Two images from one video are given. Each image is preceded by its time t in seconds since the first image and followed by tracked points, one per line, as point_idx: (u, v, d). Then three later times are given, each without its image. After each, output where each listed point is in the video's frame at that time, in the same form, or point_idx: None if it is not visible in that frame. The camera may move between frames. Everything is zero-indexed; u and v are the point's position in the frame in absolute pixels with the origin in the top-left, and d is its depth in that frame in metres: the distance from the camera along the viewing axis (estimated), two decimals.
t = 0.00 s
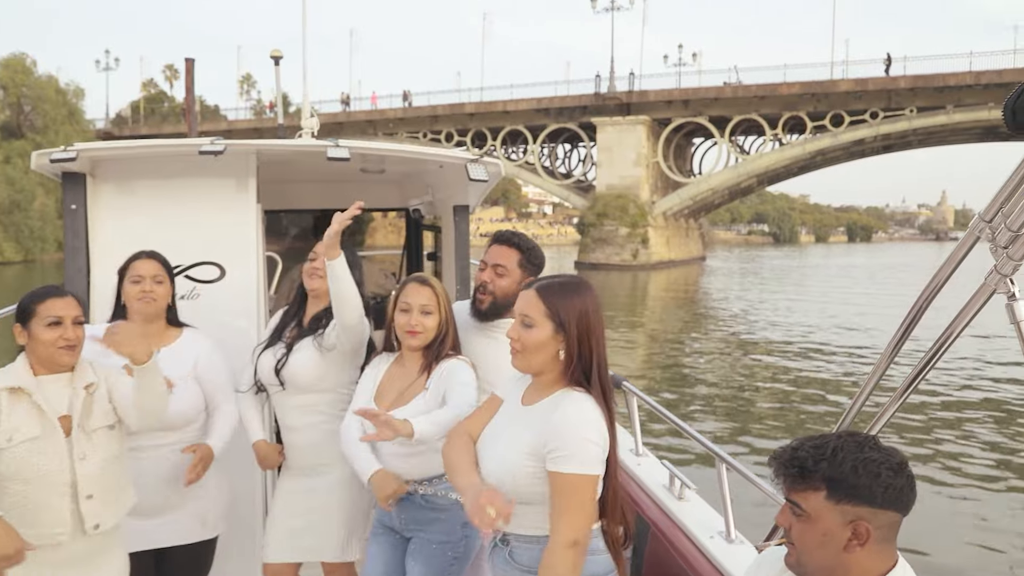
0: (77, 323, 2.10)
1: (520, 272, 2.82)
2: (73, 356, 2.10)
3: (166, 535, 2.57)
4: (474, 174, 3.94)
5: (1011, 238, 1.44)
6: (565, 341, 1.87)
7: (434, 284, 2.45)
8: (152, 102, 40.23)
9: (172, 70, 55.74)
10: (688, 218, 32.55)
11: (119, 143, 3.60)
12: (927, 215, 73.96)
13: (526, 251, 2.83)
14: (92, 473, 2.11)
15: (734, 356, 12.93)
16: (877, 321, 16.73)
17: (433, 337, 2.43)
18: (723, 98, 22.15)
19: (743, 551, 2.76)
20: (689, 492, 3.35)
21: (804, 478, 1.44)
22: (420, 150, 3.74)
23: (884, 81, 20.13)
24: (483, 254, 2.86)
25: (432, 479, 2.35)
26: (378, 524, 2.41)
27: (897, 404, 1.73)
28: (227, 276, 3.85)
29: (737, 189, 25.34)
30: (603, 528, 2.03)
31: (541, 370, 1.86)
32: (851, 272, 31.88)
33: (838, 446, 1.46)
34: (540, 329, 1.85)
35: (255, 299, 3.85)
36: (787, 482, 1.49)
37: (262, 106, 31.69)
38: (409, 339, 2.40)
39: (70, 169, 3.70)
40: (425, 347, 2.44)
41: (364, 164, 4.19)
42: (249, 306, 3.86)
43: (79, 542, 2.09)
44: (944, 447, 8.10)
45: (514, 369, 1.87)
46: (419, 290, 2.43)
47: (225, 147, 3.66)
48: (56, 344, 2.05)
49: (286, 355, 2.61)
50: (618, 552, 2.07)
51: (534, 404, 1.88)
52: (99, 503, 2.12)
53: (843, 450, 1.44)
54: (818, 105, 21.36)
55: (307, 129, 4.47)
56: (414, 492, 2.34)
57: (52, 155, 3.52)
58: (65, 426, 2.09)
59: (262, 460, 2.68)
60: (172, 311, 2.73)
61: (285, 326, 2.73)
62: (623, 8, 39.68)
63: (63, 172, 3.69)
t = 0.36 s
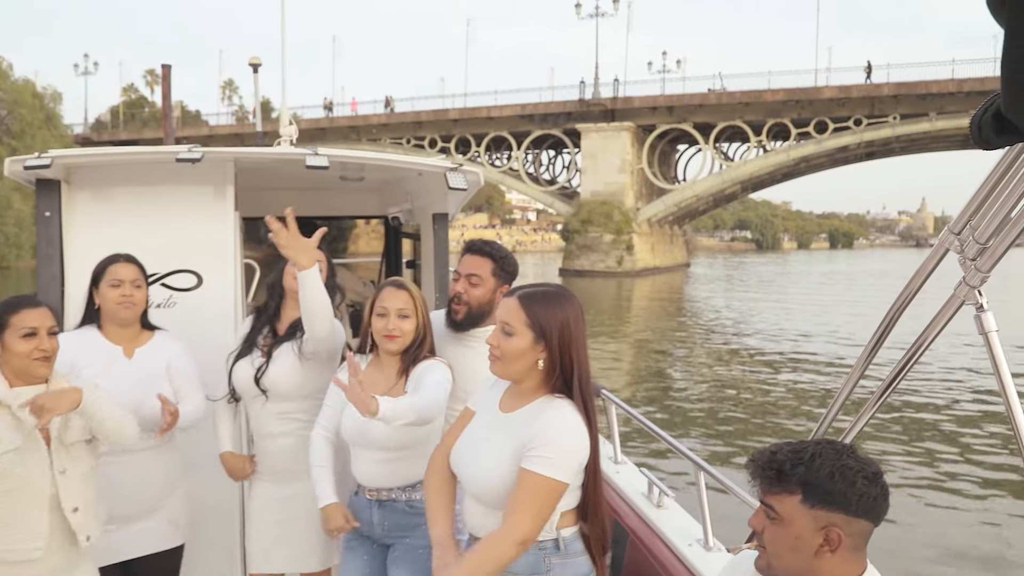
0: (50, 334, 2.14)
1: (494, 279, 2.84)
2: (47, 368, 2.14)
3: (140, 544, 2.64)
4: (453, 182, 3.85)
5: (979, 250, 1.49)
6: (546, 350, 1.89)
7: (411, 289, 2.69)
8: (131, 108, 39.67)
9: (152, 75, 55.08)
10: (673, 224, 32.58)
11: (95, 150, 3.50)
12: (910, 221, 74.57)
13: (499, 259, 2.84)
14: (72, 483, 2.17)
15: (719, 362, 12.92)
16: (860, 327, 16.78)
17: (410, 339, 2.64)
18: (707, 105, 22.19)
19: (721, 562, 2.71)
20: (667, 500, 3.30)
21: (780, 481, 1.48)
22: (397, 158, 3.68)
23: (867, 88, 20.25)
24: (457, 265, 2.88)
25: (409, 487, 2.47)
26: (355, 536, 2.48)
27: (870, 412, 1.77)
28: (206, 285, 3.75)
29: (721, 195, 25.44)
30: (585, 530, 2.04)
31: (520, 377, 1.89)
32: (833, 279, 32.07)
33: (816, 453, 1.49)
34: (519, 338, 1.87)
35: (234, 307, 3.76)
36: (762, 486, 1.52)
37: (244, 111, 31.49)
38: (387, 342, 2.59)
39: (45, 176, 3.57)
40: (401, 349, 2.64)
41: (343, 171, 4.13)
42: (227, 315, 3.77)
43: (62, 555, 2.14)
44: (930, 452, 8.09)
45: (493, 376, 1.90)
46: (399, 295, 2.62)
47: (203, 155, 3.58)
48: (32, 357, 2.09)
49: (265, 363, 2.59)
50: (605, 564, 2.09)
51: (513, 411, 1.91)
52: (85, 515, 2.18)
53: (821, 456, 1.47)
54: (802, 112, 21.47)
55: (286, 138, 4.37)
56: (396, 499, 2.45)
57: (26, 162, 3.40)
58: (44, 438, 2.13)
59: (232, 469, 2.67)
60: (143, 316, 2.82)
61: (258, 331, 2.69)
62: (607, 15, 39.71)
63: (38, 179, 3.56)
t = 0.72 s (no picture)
0: (24, 344, 2.10)
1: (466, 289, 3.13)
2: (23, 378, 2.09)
3: (104, 557, 2.51)
4: (430, 190, 3.80)
5: (949, 258, 1.44)
6: (518, 356, 1.92)
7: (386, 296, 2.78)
8: (108, 113, 39.12)
9: (130, 79, 54.42)
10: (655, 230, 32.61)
11: (69, 155, 3.40)
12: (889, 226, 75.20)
13: (469, 269, 3.13)
14: (50, 495, 2.11)
15: (701, 368, 12.90)
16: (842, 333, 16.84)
17: (387, 347, 2.77)
18: (690, 111, 22.23)
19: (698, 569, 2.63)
20: (643, 507, 3.23)
21: (750, 489, 1.54)
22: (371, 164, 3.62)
23: (849, 95, 20.35)
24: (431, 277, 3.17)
25: (389, 498, 2.63)
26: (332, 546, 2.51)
27: (842, 422, 1.73)
28: (179, 293, 3.65)
29: (703, 201, 25.51)
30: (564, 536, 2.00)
31: (493, 382, 1.90)
32: (815, 285, 32.20)
33: (784, 460, 1.55)
34: (493, 343, 1.89)
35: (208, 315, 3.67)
36: (733, 495, 1.58)
37: (224, 116, 31.25)
38: (365, 349, 2.73)
39: (16, 182, 3.44)
40: (379, 358, 2.78)
41: (318, 177, 4.08)
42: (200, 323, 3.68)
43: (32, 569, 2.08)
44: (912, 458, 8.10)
45: (466, 379, 1.91)
46: (373, 302, 2.75)
47: (177, 161, 3.49)
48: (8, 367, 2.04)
49: (244, 372, 2.73)
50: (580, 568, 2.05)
51: (484, 416, 1.92)
52: (57, 529, 2.13)
53: (790, 464, 1.54)
54: (784, 118, 21.53)
55: (260, 144, 4.27)
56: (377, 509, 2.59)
57: None
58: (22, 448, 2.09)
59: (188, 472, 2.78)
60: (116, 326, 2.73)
61: (230, 341, 2.80)
62: (590, 21, 39.72)
63: (8, 184, 3.44)
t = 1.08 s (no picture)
0: None
1: (439, 299, 3.15)
2: None
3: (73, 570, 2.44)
4: (401, 199, 3.72)
5: (909, 268, 1.46)
6: (490, 372, 1.87)
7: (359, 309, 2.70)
8: (83, 119, 38.64)
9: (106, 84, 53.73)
10: (636, 238, 32.68)
11: (33, 164, 3.27)
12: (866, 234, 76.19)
13: (442, 279, 3.15)
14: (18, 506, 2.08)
15: (681, 375, 12.89)
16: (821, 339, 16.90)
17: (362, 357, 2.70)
18: (670, 117, 22.30)
19: None
20: (615, 514, 3.13)
21: (722, 500, 1.51)
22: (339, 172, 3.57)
23: (829, 102, 20.48)
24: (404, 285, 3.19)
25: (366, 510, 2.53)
26: (310, 562, 2.46)
27: (808, 423, 1.73)
28: (148, 299, 3.54)
29: (683, 208, 25.57)
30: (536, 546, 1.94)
31: (462, 398, 1.85)
32: (794, 292, 32.35)
33: (756, 470, 1.52)
34: (465, 358, 1.84)
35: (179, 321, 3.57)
36: (708, 504, 1.55)
37: (201, 122, 30.99)
38: (339, 360, 2.65)
39: None
40: (353, 370, 2.70)
41: (292, 183, 4.11)
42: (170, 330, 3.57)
43: None
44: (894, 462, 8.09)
45: (434, 395, 1.85)
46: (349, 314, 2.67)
47: (145, 168, 3.40)
48: None
49: (215, 385, 2.64)
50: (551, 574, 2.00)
51: (453, 433, 1.86)
52: (29, 539, 2.09)
53: (762, 474, 1.50)
54: (764, 125, 21.63)
55: (229, 152, 4.18)
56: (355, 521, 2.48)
57: None
58: None
59: (160, 487, 2.70)
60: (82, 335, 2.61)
61: (198, 353, 2.70)
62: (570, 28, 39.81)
63: None
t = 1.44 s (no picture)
0: None
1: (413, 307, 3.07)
2: None
3: None
4: (371, 207, 3.78)
5: (867, 279, 1.45)
6: (458, 372, 1.94)
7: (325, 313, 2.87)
8: (52, 123, 37.87)
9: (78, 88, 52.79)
10: (615, 244, 32.68)
11: None
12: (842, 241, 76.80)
13: (417, 287, 3.08)
14: None
15: (660, 382, 12.85)
16: (799, 345, 16.96)
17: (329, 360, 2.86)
18: (649, 124, 22.34)
19: None
20: (585, 522, 3.04)
21: (694, 506, 1.57)
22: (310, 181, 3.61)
23: (807, 109, 20.61)
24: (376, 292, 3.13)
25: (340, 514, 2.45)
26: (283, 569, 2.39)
27: (779, 422, 1.75)
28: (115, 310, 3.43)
29: (663, 215, 25.63)
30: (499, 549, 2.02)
31: (431, 400, 1.92)
32: (772, 298, 32.52)
33: (728, 478, 1.59)
34: (432, 361, 1.91)
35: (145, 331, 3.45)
36: (676, 511, 1.62)
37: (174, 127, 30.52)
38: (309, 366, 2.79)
39: None
40: (323, 373, 2.86)
41: (263, 191, 4.09)
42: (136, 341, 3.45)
43: None
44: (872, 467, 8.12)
45: (403, 399, 1.91)
46: (316, 318, 2.82)
47: (112, 175, 3.31)
48: None
49: (179, 392, 2.59)
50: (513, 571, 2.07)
51: (420, 435, 1.93)
52: None
53: (733, 482, 1.57)
54: (743, 132, 21.73)
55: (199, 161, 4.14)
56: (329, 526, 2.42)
57: None
58: None
59: (118, 496, 2.62)
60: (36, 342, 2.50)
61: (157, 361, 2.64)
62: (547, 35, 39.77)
63: None
